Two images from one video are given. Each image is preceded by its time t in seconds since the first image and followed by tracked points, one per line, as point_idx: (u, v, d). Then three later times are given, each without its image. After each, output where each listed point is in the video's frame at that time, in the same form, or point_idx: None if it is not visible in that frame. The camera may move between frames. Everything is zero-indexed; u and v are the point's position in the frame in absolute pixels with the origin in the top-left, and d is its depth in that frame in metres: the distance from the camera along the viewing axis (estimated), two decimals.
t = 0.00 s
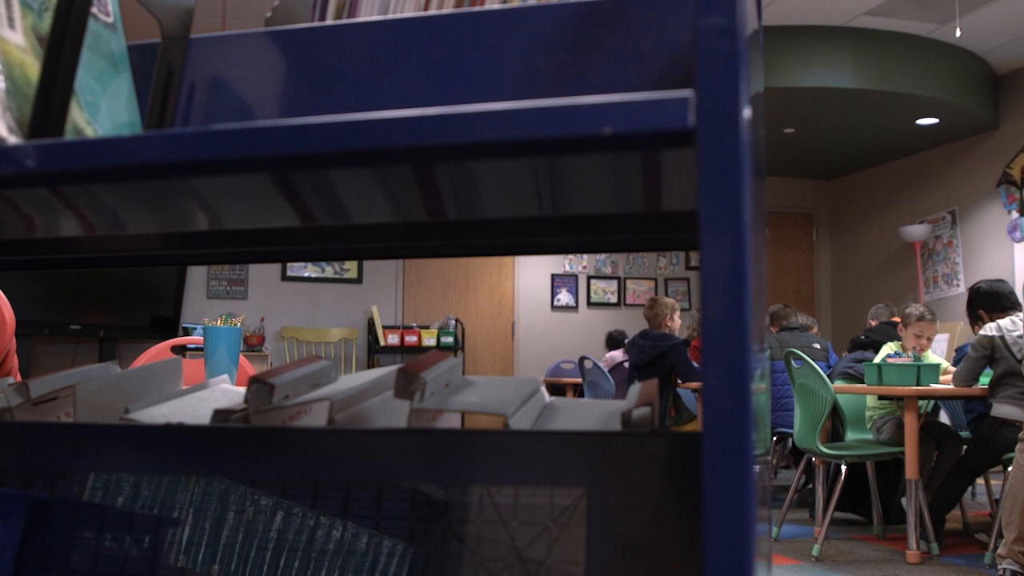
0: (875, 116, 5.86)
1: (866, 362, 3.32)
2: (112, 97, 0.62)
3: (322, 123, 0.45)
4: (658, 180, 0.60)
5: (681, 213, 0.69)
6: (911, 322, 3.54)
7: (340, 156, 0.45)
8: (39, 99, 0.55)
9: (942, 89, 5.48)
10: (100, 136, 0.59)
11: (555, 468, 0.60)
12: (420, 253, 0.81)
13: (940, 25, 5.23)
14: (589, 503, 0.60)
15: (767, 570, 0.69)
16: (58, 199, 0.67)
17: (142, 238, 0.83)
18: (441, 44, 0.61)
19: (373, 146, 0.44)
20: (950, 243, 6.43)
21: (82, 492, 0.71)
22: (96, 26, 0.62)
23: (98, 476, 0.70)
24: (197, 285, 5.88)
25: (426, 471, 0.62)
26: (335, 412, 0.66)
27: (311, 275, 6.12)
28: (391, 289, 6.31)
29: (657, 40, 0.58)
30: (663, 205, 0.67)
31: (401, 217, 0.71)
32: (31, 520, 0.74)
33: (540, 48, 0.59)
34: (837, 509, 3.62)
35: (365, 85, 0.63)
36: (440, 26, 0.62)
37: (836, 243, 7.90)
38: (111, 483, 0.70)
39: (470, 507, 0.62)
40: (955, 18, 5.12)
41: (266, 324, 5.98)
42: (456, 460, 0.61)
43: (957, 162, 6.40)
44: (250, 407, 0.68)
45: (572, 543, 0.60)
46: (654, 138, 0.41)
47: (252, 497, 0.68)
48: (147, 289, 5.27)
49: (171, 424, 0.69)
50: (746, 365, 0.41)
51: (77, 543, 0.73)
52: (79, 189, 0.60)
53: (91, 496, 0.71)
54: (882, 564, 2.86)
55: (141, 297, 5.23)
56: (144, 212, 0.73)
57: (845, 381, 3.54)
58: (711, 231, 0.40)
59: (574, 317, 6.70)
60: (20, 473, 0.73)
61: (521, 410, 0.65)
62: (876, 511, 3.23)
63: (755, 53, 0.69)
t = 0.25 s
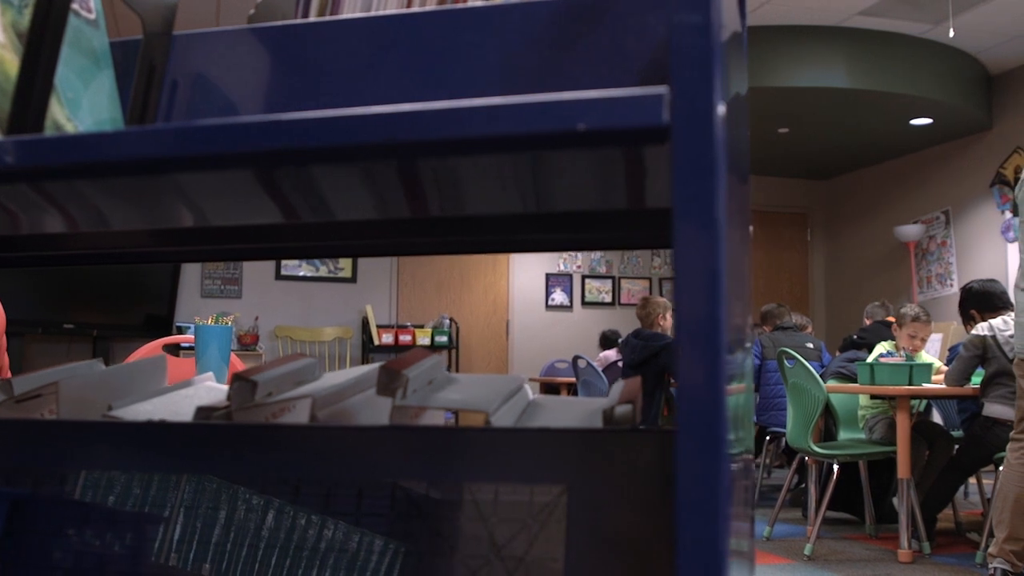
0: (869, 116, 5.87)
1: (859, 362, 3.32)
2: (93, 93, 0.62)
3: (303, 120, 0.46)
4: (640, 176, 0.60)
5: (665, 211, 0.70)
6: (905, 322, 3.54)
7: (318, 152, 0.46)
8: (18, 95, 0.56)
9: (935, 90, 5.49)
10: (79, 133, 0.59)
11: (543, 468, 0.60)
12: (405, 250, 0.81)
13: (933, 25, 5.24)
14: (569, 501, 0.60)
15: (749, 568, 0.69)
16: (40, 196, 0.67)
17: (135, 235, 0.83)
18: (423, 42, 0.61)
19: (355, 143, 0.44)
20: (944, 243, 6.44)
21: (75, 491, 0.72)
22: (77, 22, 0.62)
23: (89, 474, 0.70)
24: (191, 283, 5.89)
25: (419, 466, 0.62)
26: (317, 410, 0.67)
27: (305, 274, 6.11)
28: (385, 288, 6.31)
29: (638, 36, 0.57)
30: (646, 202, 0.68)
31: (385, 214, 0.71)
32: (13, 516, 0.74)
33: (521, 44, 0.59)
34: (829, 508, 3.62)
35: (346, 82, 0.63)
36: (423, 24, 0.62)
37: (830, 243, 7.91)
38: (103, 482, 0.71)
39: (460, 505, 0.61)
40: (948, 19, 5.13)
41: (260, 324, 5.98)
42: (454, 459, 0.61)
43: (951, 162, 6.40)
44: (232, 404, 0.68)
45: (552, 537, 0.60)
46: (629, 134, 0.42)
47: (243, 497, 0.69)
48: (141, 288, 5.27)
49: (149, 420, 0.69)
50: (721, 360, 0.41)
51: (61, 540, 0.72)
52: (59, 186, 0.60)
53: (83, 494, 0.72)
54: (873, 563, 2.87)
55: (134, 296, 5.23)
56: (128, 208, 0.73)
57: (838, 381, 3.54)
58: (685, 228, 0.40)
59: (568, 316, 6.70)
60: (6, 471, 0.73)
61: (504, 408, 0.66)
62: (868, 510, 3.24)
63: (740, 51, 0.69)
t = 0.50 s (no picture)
0: (862, 115, 5.88)
1: (851, 360, 3.33)
2: (72, 90, 0.62)
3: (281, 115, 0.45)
4: (621, 171, 0.60)
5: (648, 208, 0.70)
6: (897, 322, 3.53)
7: (296, 147, 0.46)
8: None
9: (928, 89, 5.50)
10: (59, 129, 0.59)
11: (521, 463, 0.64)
12: (389, 247, 0.81)
13: (926, 25, 5.26)
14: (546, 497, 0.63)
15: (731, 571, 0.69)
16: (23, 192, 0.67)
17: (124, 231, 0.82)
18: (403, 39, 0.61)
19: (334, 138, 0.44)
20: (936, 242, 6.45)
21: (64, 490, 0.73)
22: (57, 18, 0.62)
23: (83, 470, 0.73)
24: (184, 282, 5.89)
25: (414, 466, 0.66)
26: (298, 407, 0.71)
27: (298, 272, 6.11)
28: (379, 286, 6.31)
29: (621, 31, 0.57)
30: (628, 198, 0.68)
31: (367, 211, 0.71)
32: None
33: (500, 40, 0.59)
34: (821, 507, 3.63)
35: (328, 79, 0.63)
36: (404, 21, 0.62)
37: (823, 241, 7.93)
38: (93, 479, 0.72)
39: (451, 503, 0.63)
40: (940, 19, 5.15)
41: (253, 322, 5.98)
42: (448, 458, 0.65)
43: (944, 162, 6.42)
44: (215, 401, 0.70)
45: (531, 535, 0.62)
46: (603, 130, 0.42)
47: (234, 494, 0.70)
48: (135, 287, 5.27)
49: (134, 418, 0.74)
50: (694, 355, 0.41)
51: (43, 537, 0.73)
52: (39, 181, 0.60)
53: (72, 493, 0.73)
54: (864, 560, 2.88)
55: (128, 295, 5.22)
56: (110, 205, 0.73)
57: (830, 379, 3.55)
58: (658, 222, 0.40)
59: (562, 314, 6.70)
60: None
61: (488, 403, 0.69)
62: (859, 508, 3.25)
63: (723, 51, 0.69)
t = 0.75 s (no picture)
0: (854, 114, 5.89)
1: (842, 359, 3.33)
2: (51, 86, 0.62)
3: (260, 109, 0.45)
4: (600, 169, 0.60)
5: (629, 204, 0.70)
6: (889, 321, 3.53)
7: (276, 142, 0.46)
8: None
9: (919, 88, 5.51)
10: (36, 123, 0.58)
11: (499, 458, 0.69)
12: (372, 242, 0.81)
13: (917, 24, 5.27)
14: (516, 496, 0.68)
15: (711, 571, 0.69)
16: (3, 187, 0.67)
17: (111, 226, 0.82)
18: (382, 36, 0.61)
19: (310, 134, 0.44)
20: (927, 241, 6.46)
21: (53, 489, 0.76)
22: (35, 14, 0.62)
23: (67, 469, 0.76)
24: (175, 280, 5.88)
25: (399, 463, 0.70)
26: (279, 404, 0.76)
27: (290, 271, 6.10)
28: (371, 285, 6.30)
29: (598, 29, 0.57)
30: (609, 195, 0.67)
31: (348, 208, 0.71)
32: None
33: (477, 38, 0.59)
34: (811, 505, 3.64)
35: (307, 76, 0.63)
36: (382, 17, 0.61)
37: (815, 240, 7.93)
38: (79, 479, 0.76)
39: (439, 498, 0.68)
40: (931, 18, 5.16)
41: (244, 321, 5.96)
42: (435, 455, 0.69)
43: (936, 161, 6.42)
44: (197, 399, 0.76)
45: (503, 531, 0.67)
46: (575, 125, 0.42)
47: (224, 494, 0.74)
48: (126, 285, 5.25)
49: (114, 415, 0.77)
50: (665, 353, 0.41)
51: (20, 534, 0.76)
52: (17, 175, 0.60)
53: (60, 491, 0.76)
54: (854, 559, 2.88)
55: (119, 293, 5.21)
56: (94, 201, 0.73)
57: (820, 377, 3.55)
58: (630, 217, 0.40)
59: (554, 313, 6.70)
60: None
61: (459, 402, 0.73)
62: (850, 507, 3.26)
63: (704, 51, 0.69)
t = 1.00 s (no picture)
0: (845, 114, 5.90)
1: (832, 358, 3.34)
2: (27, 82, 0.61)
3: (232, 106, 0.46)
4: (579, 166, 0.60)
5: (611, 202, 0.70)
6: (880, 321, 3.54)
7: (256, 139, 0.46)
8: None
9: (910, 88, 5.52)
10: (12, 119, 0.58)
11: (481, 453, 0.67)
12: (356, 239, 0.80)
13: (907, 24, 5.28)
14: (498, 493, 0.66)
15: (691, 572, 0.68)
16: None
17: (97, 224, 0.81)
18: (357, 34, 0.60)
19: (276, 132, 0.45)
20: (918, 240, 6.48)
21: (42, 487, 0.73)
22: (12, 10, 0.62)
23: (58, 468, 0.73)
24: (167, 280, 5.87)
25: (388, 460, 0.67)
26: (258, 402, 0.72)
27: (281, 271, 6.09)
28: (362, 285, 6.30)
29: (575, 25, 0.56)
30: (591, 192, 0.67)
31: (329, 205, 0.71)
32: None
33: (455, 34, 0.58)
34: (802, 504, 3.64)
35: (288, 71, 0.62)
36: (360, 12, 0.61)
37: (806, 240, 7.95)
38: (70, 479, 0.73)
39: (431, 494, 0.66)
40: (922, 18, 5.17)
41: (236, 321, 5.96)
42: (426, 455, 0.67)
43: (927, 161, 6.44)
44: (173, 398, 0.72)
45: (485, 528, 0.66)
46: (547, 122, 0.42)
47: (212, 494, 0.71)
48: (118, 285, 5.25)
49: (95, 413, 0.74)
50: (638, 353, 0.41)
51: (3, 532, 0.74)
52: None
53: (49, 491, 0.73)
54: (844, 557, 2.89)
55: (111, 293, 5.20)
56: (77, 199, 0.73)
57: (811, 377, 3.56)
58: (599, 212, 0.40)
59: (546, 313, 6.70)
60: None
61: (448, 397, 0.70)
62: (840, 505, 3.26)
63: (685, 50, 0.69)
